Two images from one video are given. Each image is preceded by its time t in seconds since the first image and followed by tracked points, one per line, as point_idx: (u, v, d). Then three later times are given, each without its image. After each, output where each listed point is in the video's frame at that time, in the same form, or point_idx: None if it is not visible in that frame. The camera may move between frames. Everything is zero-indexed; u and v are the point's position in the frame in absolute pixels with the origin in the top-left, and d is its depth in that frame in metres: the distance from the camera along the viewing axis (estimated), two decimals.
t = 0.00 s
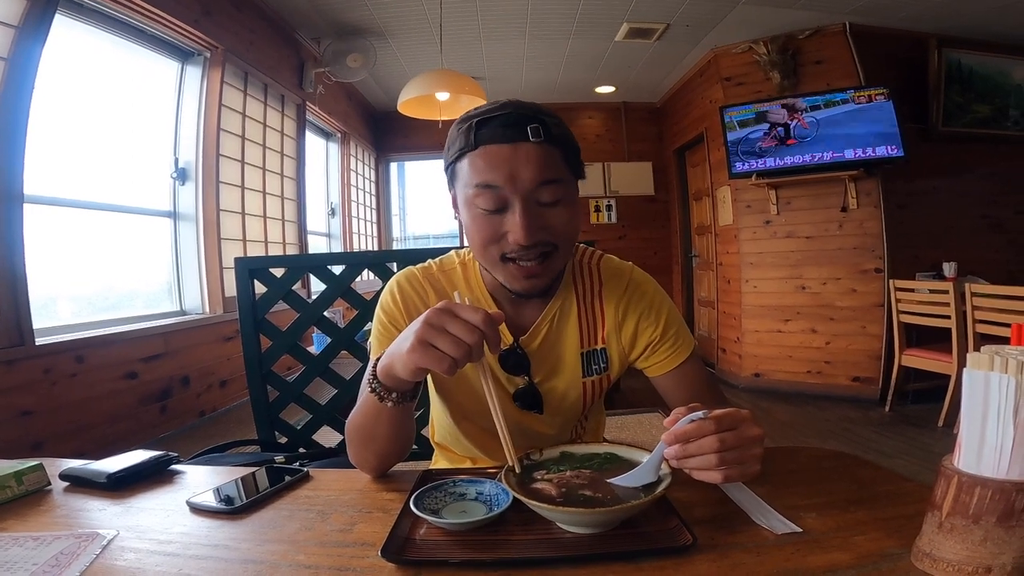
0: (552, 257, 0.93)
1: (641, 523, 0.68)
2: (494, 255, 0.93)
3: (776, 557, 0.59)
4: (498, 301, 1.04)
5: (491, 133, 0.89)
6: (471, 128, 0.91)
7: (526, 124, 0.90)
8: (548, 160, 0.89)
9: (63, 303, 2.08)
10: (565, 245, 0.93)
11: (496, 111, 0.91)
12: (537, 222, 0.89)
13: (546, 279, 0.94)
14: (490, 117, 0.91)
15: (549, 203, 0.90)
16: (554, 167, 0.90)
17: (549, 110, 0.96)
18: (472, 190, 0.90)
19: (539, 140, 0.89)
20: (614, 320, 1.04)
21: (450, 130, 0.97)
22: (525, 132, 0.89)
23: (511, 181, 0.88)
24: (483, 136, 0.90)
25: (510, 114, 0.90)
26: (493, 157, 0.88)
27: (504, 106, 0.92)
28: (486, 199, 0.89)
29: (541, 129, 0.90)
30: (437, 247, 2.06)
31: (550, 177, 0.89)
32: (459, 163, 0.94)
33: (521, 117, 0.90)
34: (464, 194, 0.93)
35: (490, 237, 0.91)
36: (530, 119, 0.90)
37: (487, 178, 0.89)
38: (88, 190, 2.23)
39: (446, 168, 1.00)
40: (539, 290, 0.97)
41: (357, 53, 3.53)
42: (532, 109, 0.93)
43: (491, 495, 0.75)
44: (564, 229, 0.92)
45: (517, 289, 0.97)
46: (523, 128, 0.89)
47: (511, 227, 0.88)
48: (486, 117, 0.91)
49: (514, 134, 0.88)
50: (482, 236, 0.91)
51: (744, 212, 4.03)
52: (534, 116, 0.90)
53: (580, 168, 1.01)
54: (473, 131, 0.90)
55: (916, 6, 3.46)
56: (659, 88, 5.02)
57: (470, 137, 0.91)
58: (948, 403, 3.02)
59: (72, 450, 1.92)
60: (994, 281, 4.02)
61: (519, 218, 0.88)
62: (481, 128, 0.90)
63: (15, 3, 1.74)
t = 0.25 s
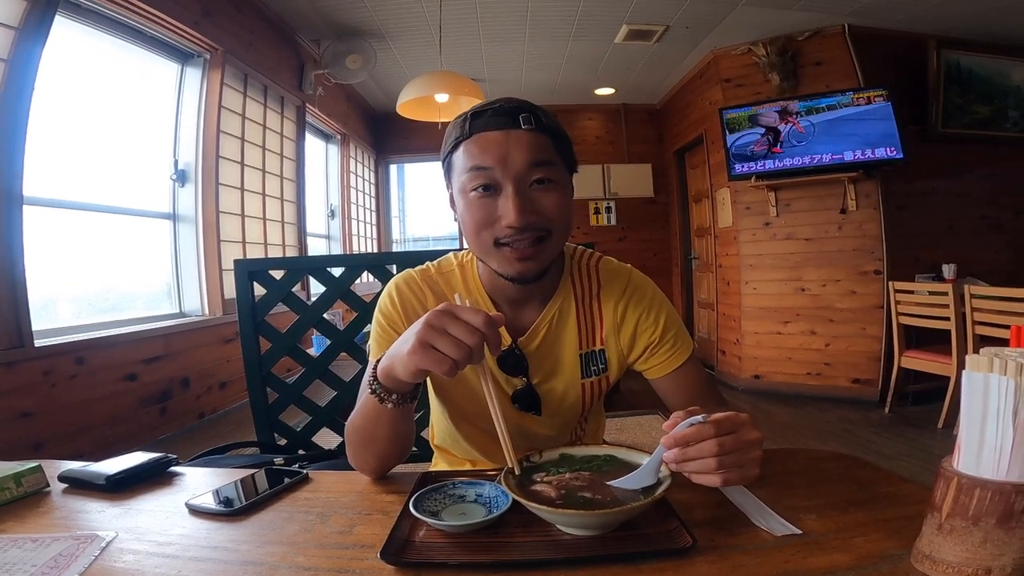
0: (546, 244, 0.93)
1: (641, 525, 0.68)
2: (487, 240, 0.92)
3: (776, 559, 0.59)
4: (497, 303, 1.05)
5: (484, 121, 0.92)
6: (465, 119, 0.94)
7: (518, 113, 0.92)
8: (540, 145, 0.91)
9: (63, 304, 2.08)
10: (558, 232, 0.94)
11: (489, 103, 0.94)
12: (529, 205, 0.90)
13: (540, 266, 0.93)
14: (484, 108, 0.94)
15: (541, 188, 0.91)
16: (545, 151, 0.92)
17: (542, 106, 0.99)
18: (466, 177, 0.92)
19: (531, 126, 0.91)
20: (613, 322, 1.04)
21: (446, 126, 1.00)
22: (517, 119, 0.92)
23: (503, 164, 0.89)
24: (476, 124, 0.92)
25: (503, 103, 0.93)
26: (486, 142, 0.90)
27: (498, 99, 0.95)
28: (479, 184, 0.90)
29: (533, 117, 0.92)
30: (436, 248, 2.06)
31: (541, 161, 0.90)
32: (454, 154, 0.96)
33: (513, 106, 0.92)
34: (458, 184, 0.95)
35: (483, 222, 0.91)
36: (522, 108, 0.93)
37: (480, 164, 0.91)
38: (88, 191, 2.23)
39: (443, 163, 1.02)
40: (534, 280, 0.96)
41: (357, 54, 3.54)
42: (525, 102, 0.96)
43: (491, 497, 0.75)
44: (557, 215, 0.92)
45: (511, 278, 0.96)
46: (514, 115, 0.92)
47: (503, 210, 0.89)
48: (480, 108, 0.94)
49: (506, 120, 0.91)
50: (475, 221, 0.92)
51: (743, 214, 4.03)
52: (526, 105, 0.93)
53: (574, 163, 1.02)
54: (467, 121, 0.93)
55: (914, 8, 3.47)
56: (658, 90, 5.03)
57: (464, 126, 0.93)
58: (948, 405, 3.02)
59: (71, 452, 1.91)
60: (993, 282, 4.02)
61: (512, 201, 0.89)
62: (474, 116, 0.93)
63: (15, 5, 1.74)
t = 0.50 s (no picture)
0: (546, 244, 0.93)
1: (641, 523, 0.68)
2: (486, 242, 0.93)
3: (776, 557, 0.59)
4: (498, 301, 1.05)
5: (482, 121, 0.92)
6: (463, 118, 0.94)
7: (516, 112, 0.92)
8: (538, 145, 0.91)
9: (64, 303, 2.08)
10: (557, 232, 0.94)
11: (486, 102, 0.94)
12: (528, 206, 0.90)
13: (540, 266, 0.94)
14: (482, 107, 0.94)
15: (539, 188, 0.91)
16: (544, 151, 0.92)
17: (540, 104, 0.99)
18: (463, 178, 0.92)
19: (529, 126, 0.91)
20: (613, 320, 1.04)
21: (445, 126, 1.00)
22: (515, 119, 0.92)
23: (501, 165, 0.90)
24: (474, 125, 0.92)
25: (501, 103, 0.93)
26: (484, 142, 0.90)
27: (495, 98, 0.95)
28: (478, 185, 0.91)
29: (530, 117, 0.92)
30: (437, 246, 2.06)
31: (540, 161, 0.90)
32: (452, 154, 0.96)
33: (511, 105, 0.92)
34: (456, 185, 0.95)
35: (482, 223, 0.91)
36: (520, 107, 0.93)
37: (479, 164, 0.91)
38: (88, 190, 2.23)
39: (442, 163, 1.02)
40: (534, 280, 0.96)
41: (357, 52, 3.54)
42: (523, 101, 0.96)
43: (491, 495, 0.75)
44: (556, 214, 0.92)
45: (511, 278, 0.96)
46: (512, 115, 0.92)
47: (502, 211, 0.90)
48: (478, 107, 0.94)
49: (504, 120, 0.91)
50: (474, 223, 0.92)
51: (744, 212, 4.03)
52: (524, 105, 0.93)
53: (573, 161, 1.02)
54: (465, 121, 0.93)
55: (916, 6, 3.46)
56: (659, 88, 5.02)
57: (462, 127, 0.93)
58: (949, 403, 3.01)
59: (72, 450, 1.92)
60: (994, 280, 4.02)
61: (510, 202, 0.89)
62: (472, 117, 0.93)
63: (16, 4, 1.74)
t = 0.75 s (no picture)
0: (551, 253, 0.93)
1: (641, 522, 0.68)
2: (492, 250, 0.92)
3: (775, 557, 0.59)
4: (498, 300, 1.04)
5: (490, 129, 0.90)
6: (470, 125, 0.92)
7: (525, 122, 0.91)
8: (546, 156, 0.91)
9: (64, 303, 2.08)
10: (563, 241, 0.94)
11: (494, 109, 0.93)
12: (537, 216, 0.89)
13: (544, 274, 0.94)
14: (490, 115, 0.92)
15: (547, 198, 0.91)
16: (551, 161, 0.91)
17: (546, 111, 0.98)
18: (470, 186, 0.91)
19: (538, 137, 0.91)
20: (613, 320, 1.04)
21: (448, 129, 0.98)
22: (524, 129, 0.91)
23: (511, 175, 0.88)
24: (482, 133, 0.91)
25: (509, 111, 0.92)
26: (493, 152, 0.89)
27: (503, 105, 0.94)
28: (486, 193, 0.89)
29: (539, 126, 0.92)
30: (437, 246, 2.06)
31: (548, 171, 0.90)
32: (457, 160, 0.94)
33: (520, 114, 0.92)
34: (460, 191, 0.94)
35: (490, 232, 0.90)
36: (529, 116, 0.92)
37: (487, 173, 0.89)
38: (88, 189, 2.22)
39: (444, 168, 1.00)
40: (537, 287, 0.96)
41: (356, 51, 3.54)
42: (530, 108, 0.95)
43: (491, 494, 0.75)
44: (562, 224, 0.92)
45: (514, 284, 0.96)
46: (521, 125, 0.91)
47: (510, 222, 0.89)
48: (486, 114, 0.92)
49: (514, 130, 0.90)
50: (480, 232, 0.91)
51: (744, 212, 4.03)
52: (532, 114, 0.92)
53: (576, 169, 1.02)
54: (473, 128, 0.92)
55: (917, 6, 3.45)
56: (659, 87, 5.02)
57: (469, 134, 0.92)
58: (948, 402, 3.02)
59: (72, 450, 1.92)
60: (994, 280, 4.02)
61: (519, 212, 0.88)
62: (480, 124, 0.92)
63: (15, 3, 1.74)
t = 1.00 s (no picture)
0: (554, 272, 0.94)
1: (641, 524, 0.68)
2: (497, 267, 0.92)
3: (775, 558, 0.59)
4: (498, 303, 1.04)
5: (507, 148, 0.88)
6: (487, 139, 0.89)
7: (543, 141, 0.89)
8: (561, 179, 0.89)
9: (64, 303, 2.08)
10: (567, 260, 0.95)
11: (511, 124, 0.90)
12: (545, 240, 0.89)
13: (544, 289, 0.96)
14: (508, 130, 0.89)
15: (557, 221, 0.90)
16: (566, 185, 0.89)
17: (564, 124, 0.95)
18: (481, 203, 0.89)
19: (555, 158, 0.89)
20: (613, 323, 1.04)
21: (461, 135, 0.95)
22: (542, 150, 0.88)
23: (523, 200, 0.87)
24: (498, 149, 0.89)
25: (527, 129, 0.89)
26: (508, 173, 0.87)
27: (522, 119, 0.90)
28: (496, 214, 0.88)
29: (557, 147, 0.89)
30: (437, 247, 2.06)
31: (561, 195, 0.88)
32: (468, 172, 0.92)
33: (537, 133, 0.89)
34: (470, 204, 0.92)
35: (496, 251, 0.91)
36: (546, 135, 0.89)
37: (499, 192, 0.88)
38: (88, 190, 2.22)
39: (453, 173, 0.98)
40: (536, 298, 0.98)
41: (357, 52, 3.55)
42: (549, 124, 0.92)
43: (491, 495, 0.75)
44: (569, 247, 0.92)
45: (516, 295, 0.97)
46: (539, 145, 0.88)
47: (518, 244, 0.88)
48: (503, 129, 0.89)
49: (530, 150, 0.88)
50: (487, 249, 0.91)
51: (744, 213, 4.03)
52: (550, 133, 0.89)
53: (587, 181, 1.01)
54: (489, 143, 0.89)
55: (917, 8, 3.46)
56: (660, 89, 5.02)
57: (485, 148, 0.89)
58: (948, 404, 3.02)
59: (71, 450, 1.92)
60: (994, 282, 4.02)
61: (528, 237, 0.87)
62: (496, 141, 0.89)
63: (16, 4, 1.74)
